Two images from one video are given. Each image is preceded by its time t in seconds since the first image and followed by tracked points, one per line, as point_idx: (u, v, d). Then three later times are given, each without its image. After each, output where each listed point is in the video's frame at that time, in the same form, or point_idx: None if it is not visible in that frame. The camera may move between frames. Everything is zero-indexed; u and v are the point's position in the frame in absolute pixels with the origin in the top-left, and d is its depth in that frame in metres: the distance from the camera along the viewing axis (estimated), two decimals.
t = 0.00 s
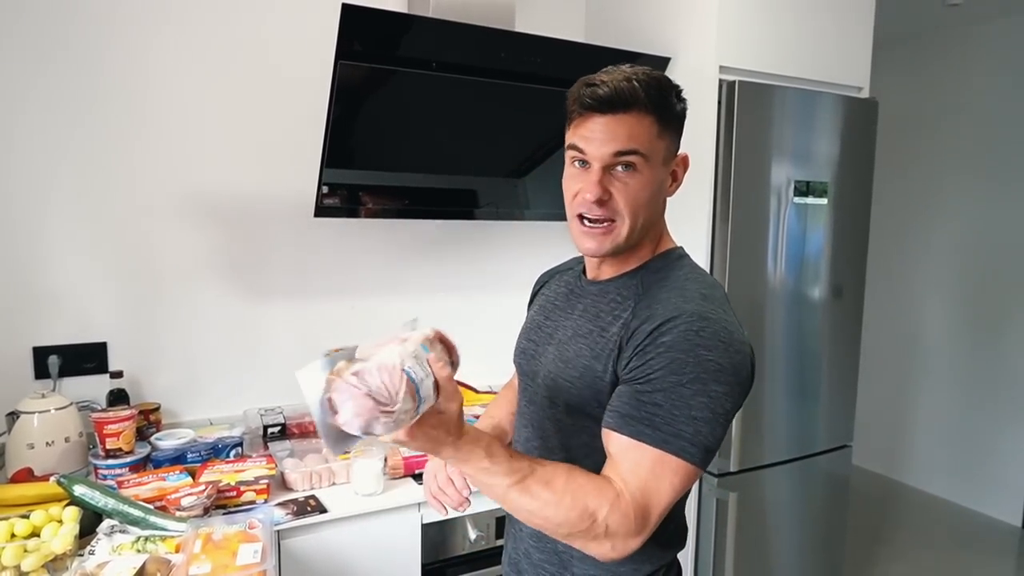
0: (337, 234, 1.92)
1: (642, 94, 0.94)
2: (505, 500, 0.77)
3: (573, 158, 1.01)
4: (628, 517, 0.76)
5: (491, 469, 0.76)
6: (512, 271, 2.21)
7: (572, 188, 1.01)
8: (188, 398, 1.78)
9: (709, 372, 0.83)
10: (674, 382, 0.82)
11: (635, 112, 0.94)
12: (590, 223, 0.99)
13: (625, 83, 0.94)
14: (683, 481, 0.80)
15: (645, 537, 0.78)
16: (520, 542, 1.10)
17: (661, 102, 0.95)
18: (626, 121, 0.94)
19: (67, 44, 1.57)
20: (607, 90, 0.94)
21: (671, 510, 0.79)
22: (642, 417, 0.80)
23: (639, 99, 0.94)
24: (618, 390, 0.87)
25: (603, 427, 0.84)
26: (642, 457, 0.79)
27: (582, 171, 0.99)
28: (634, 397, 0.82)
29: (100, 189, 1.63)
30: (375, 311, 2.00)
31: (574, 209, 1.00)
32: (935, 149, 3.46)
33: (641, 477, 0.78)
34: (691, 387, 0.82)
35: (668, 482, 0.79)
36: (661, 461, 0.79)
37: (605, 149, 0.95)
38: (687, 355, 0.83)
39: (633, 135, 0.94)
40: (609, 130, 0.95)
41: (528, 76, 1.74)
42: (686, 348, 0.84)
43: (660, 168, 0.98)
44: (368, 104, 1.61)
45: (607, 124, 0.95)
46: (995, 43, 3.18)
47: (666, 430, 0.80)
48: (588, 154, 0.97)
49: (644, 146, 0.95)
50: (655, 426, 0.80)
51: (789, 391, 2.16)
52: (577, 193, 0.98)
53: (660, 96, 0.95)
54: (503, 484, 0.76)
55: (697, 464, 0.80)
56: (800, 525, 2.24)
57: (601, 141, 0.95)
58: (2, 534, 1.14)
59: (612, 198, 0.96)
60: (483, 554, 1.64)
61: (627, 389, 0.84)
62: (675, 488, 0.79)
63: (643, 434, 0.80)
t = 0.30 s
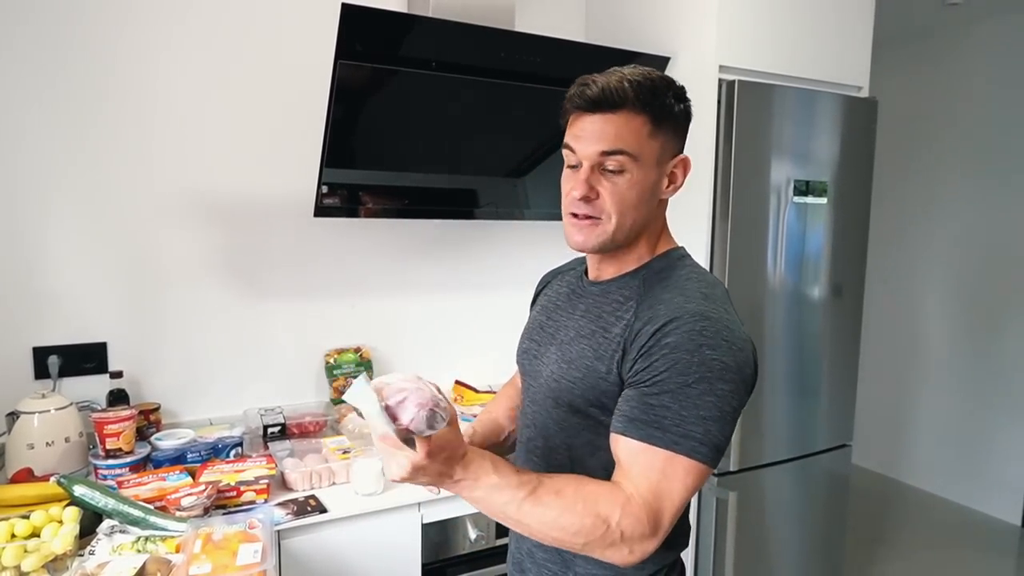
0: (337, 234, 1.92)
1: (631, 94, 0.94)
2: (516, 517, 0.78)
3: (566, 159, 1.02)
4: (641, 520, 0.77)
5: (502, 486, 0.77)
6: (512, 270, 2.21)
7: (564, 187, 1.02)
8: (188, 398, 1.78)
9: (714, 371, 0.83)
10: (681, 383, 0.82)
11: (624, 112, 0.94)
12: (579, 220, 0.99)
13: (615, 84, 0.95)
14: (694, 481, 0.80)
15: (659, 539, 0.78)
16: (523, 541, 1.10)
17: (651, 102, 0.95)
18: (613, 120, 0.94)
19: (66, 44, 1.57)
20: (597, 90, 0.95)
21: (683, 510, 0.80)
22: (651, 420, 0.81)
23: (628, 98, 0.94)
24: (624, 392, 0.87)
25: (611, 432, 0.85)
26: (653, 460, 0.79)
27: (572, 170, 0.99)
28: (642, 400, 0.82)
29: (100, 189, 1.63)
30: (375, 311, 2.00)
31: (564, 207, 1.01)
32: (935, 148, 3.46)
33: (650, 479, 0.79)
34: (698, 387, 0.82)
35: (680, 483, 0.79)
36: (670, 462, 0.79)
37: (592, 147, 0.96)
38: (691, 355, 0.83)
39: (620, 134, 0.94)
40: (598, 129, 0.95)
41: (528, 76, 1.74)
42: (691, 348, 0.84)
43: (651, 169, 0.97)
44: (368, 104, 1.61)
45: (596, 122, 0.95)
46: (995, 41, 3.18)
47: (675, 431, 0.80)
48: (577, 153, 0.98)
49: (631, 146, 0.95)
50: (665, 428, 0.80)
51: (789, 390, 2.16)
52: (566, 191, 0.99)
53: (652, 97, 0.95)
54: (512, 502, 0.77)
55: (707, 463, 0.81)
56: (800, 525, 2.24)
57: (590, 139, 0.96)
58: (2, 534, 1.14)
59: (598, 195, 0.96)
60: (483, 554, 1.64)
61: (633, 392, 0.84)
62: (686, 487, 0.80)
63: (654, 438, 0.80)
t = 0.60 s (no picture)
0: (338, 234, 1.92)
1: (632, 98, 0.93)
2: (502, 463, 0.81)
3: (574, 167, 1.02)
4: (611, 507, 0.78)
5: (493, 436, 0.80)
6: (512, 270, 2.21)
7: (574, 195, 1.02)
8: (188, 399, 1.78)
9: (710, 375, 0.82)
10: (674, 382, 0.82)
11: (626, 116, 0.94)
12: (592, 228, 0.99)
13: (613, 88, 0.94)
14: (673, 481, 0.81)
15: (625, 529, 0.80)
16: (524, 539, 1.10)
17: (652, 103, 0.94)
18: (615, 126, 0.94)
19: (66, 44, 1.57)
20: (597, 97, 0.95)
21: (654, 507, 0.80)
22: (637, 413, 0.81)
23: (628, 103, 0.93)
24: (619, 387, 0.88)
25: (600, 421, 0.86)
26: (632, 451, 0.80)
27: (580, 179, 0.99)
28: (632, 394, 0.83)
29: (100, 189, 1.63)
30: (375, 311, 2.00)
31: (576, 217, 1.01)
32: (935, 148, 3.46)
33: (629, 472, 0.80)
34: (689, 388, 0.82)
35: (655, 479, 0.80)
36: (653, 459, 0.80)
37: (598, 154, 0.96)
38: (689, 356, 0.83)
39: (625, 139, 0.94)
40: (601, 136, 0.95)
41: (527, 76, 1.75)
42: (690, 350, 0.84)
43: (659, 171, 0.97)
44: (368, 105, 1.61)
45: (600, 130, 0.95)
46: (995, 42, 3.18)
47: (660, 428, 0.80)
48: (583, 161, 0.98)
49: (636, 150, 0.94)
50: (650, 423, 0.81)
51: (789, 390, 2.17)
52: (576, 201, 0.99)
53: (652, 98, 0.94)
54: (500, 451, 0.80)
55: (688, 464, 0.80)
56: (800, 525, 2.24)
57: (596, 147, 0.96)
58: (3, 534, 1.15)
59: (608, 202, 0.96)
60: (483, 554, 1.64)
61: (626, 385, 0.85)
62: (661, 487, 0.80)
63: (638, 431, 0.81)
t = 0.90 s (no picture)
0: (337, 236, 1.92)
1: (616, 106, 0.93)
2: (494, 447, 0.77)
3: (566, 179, 1.02)
4: (599, 505, 0.76)
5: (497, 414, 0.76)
6: (512, 271, 2.21)
7: (569, 206, 1.02)
8: (188, 400, 1.78)
9: (701, 379, 0.82)
10: (664, 384, 0.82)
11: (612, 125, 0.94)
12: (588, 238, 0.99)
13: (597, 98, 0.94)
14: (657, 483, 0.80)
15: (608, 528, 0.78)
16: (523, 539, 1.10)
17: (637, 108, 0.94)
18: (602, 136, 0.94)
19: (66, 45, 1.57)
20: (581, 108, 0.95)
21: (638, 508, 0.80)
22: (626, 412, 0.81)
23: (614, 111, 0.93)
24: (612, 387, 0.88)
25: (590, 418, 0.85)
26: (620, 450, 0.80)
27: (572, 189, 1.00)
28: (622, 393, 0.83)
29: (100, 191, 1.63)
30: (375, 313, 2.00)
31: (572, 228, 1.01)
32: (935, 149, 3.46)
33: (620, 472, 0.79)
34: (678, 391, 0.82)
35: (640, 480, 0.79)
36: (641, 461, 0.79)
37: (587, 164, 0.96)
38: (680, 359, 0.83)
39: (613, 147, 0.94)
40: (589, 146, 0.95)
41: (527, 78, 1.74)
42: (682, 353, 0.83)
43: (651, 175, 0.97)
44: (368, 107, 1.61)
45: (589, 140, 0.95)
46: (995, 43, 3.18)
47: (646, 429, 0.80)
48: (573, 173, 0.98)
49: (626, 156, 0.94)
50: (637, 423, 0.80)
51: (789, 391, 2.17)
52: (570, 212, 0.99)
53: (637, 104, 0.94)
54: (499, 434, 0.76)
55: (673, 467, 0.80)
56: (800, 527, 2.24)
57: (585, 158, 0.96)
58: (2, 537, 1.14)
59: (602, 211, 0.96)
60: (483, 556, 1.64)
61: (617, 384, 0.85)
62: (645, 489, 0.80)
63: (626, 430, 0.80)
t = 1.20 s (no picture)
0: (337, 238, 1.92)
1: (613, 110, 0.93)
2: (495, 454, 0.77)
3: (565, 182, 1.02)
4: (603, 510, 0.76)
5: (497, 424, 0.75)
6: (512, 274, 2.21)
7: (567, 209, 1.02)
8: (188, 403, 1.78)
9: (702, 382, 0.82)
10: (665, 387, 0.82)
11: (609, 128, 0.94)
12: (585, 241, 0.99)
13: (595, 101, 0.94)
14: (661, 486, 0.80)
15: (611, 532, 0.78)
16: (525, 543, 1.10)
17: (635, 112, 0.94)
18: (600, 140, 0.94)
19: (66, 48, 1.57)
20: (579, 112, 0.95)
21: (642, 512, 0.79)
22: (628, 417, 0.81)
23: (611, 115, 0.93)
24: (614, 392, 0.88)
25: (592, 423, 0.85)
26: (623, 455, 0.79)
27: (571, 193, 1.00)
28: (624, 397, 0.83)
29: (100, 193, 1.63)
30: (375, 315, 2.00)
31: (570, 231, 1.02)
32: (936, 152, 3.46)
33: (623, 476, 0.78)
34: (680, 394, 0.82)
35: (644, 484, 0.79)
36: (643, 464, 0.79)
37: (585, 168, 0.96)
38: (682, 362, 0.83)
39: (611, 151, 0.94)
40: (587, 150, 0.95)
41: (527, 80, 1.75)
42: (683, 356, 0.83)
43: (649, 179, 0.96)
44: (368, 110, 1.61)
45: (586, 144, 0.95)
46: (994, 46, 3.19)
47: (648, 432, 0.80)
48: (571, 176, 0.98)
49: (623, 161, 0.94)
50: (640, 427, 0.80)
51: (789, 394, 2.17)
52: (568, 215, 1.00)
53: (635, 107, 0.94)
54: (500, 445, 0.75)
55: (675, 469, 0.80)
56: (800, 529, 2.24)
57: (583, 162, 0.96)
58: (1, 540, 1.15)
59: (599, 215, 0.96)
60: (483, 558, 1.64)
61: (619, 389, 0.85)
62: (649, 492, 0.79)
63: (628, 434, 0.80)
